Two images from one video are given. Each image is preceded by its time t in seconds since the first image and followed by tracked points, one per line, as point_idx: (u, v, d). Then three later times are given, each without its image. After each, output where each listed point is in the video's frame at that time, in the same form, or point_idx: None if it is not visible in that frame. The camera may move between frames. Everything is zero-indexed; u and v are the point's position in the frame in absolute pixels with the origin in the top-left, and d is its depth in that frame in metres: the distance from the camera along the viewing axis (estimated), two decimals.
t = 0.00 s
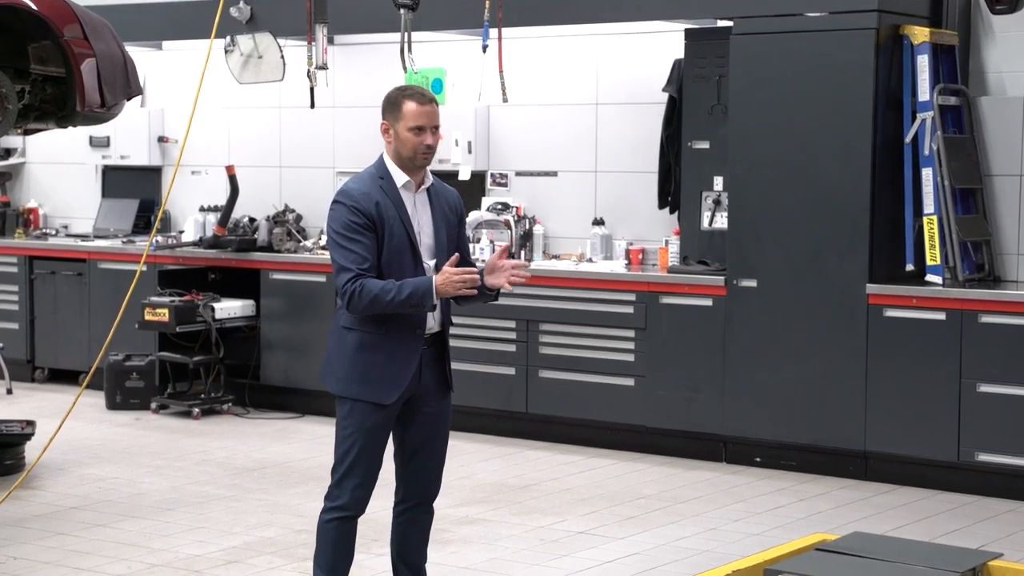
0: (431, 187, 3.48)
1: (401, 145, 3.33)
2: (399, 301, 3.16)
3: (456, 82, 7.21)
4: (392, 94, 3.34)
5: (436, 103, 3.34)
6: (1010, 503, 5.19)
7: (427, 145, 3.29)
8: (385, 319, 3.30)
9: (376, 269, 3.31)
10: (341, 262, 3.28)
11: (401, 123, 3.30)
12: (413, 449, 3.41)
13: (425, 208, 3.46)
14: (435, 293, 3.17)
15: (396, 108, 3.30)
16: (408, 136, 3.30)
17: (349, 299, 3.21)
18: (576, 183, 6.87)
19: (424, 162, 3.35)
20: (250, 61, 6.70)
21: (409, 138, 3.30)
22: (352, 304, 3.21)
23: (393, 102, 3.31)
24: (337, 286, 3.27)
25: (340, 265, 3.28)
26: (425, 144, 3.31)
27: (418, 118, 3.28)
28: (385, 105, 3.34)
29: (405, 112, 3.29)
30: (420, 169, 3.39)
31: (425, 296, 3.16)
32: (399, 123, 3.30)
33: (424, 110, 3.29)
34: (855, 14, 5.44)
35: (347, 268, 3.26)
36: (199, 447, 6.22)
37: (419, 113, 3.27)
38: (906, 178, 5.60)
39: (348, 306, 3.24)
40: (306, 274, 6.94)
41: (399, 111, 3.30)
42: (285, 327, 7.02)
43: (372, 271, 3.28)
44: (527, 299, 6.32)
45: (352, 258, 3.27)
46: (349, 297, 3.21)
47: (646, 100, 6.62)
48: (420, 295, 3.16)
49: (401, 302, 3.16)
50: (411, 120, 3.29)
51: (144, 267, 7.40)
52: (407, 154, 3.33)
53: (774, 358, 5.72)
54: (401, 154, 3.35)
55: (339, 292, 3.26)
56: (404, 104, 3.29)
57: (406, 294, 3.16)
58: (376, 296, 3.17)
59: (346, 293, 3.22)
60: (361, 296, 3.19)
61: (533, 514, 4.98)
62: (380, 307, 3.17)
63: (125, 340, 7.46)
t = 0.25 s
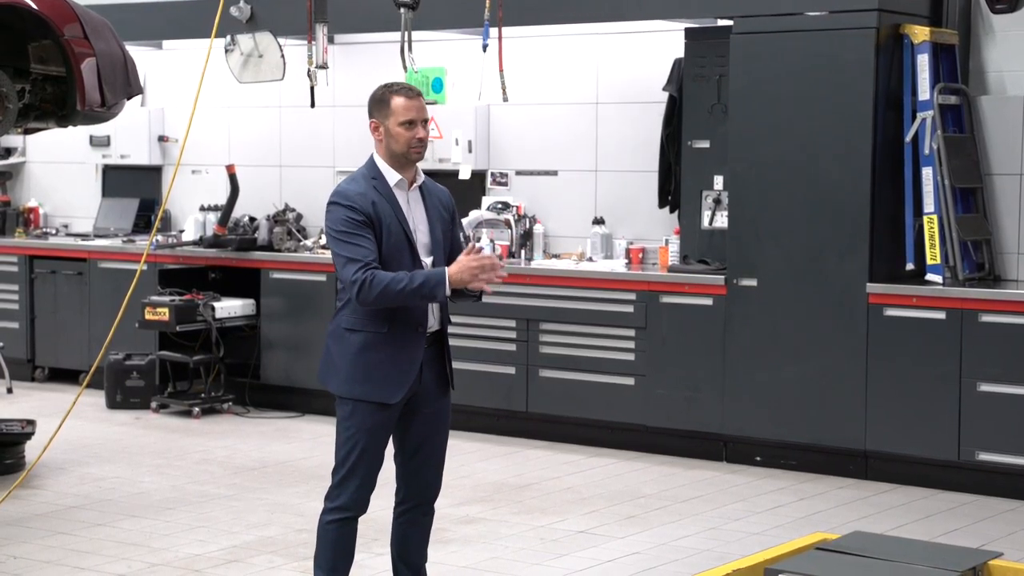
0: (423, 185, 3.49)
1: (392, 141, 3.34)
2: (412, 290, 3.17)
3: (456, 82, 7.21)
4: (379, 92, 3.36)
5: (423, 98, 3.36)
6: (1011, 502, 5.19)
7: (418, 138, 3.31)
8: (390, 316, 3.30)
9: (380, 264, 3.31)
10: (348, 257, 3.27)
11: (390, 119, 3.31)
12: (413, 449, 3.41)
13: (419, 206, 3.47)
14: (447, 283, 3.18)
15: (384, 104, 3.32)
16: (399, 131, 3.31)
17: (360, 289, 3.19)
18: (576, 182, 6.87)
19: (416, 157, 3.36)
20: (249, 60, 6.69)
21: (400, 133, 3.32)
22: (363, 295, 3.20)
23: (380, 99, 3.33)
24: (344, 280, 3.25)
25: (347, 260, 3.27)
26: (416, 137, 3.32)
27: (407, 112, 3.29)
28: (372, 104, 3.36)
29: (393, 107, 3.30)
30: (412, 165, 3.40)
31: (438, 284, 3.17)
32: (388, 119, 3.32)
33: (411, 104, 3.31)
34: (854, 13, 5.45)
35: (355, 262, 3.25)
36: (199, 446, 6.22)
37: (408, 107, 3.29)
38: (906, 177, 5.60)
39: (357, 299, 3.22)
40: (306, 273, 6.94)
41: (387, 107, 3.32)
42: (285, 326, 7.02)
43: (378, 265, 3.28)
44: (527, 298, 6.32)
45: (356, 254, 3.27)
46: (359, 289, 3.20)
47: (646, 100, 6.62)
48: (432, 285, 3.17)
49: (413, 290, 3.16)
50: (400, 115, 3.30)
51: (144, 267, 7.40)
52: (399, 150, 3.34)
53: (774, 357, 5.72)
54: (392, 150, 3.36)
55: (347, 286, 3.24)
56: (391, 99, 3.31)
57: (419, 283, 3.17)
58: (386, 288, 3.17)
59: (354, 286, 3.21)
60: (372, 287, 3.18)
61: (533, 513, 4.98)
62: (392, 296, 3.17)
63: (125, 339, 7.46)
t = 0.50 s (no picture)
0: (414, 183, 3.50)
1: (382, 140, 3.34)
2: (403, 281, 3.17)
3: (456, 81, 7.21)
4: (366, 92, 3.37)
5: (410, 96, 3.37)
6: (1011, 501, 5.20)
7: (408, 135, 3.31)
8: (385, 316, 3.31)
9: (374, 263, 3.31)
10: (341, 258, 3.27)
11: (378, 118, 3.32)
12: (412, 449, 3.41)
13: (412, 205, 3.48)
14: (437, 267, 3.19)
15: (371, 103, 3.32)
16: (388, 129, 3.32)
17: (353, 288, 3.20)
18: (576, 181, 6.87)
19: (406, 155, 3.36)
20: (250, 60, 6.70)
21: (389, 132, 3.32)
22: (356, 294, 3.20)
23: (367, 99, 3.34)
24: (338, 281, 3.26)
25: (339, 261, 3.27)
26: (406, 135, 3.33)
27: (395, 109, 3.30)
28: (360, 105, 3.37)
29: (381, 106, 3.31)
30: (402, 164, 3.41)
31: (429, 270, 3.18)
32: (377, 118, 3.32)
33: (399, 102, 3.32)
34: (855, 13, 5.45)
35: (348, 262, 3.26)
36: (200, 446, 6.22)
37: (395, 104, 3.30)
38: (906, 177, 5.61)
39: (351, 299, 3.22)
40: (306, 273, 6.94)
41: (375, 106, 3.32)
42: (285, 326, 7.02)
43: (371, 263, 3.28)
44: (527, 298, 6.33)
45: (349, 253, 3.27)
46: (352, 289, 3.20)
47: (647, 99, 6.63)
48: (424, 271, 3.18)
49: (405, 282, 3.17)
50: (388, 113, 3.30)
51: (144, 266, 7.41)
52: (388, 149, 3.34)
53: (774, 357, 5.72)
54: (382, 150, 3.36)
55: (341, 286, 3.25)
56: (379, 98, 3.32)
57: (409, 273, 3.17)
58: (378, 283, 3.18)
59: (348, 286, 3.21)
60: (364, 284, 3.19)
61: (534, 512, 4.99)
62: (385, 291, 3.17)
63: (126, 338, 7.47)
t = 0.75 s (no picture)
0: (409, 183, 3.51)
1: (375, 142, 3.33)
2: (388, 277, 3.17)
3: (456, 81, 7.22)
4: (362, 92, 3.36)
5: (406, 98, 3.34)
6: (1010, 501, 5.20)
7: (401, 139, 3.29)
8: (377, 316, 3.31)
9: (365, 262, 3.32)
10: (331, 260, 3.28)
11: (372, 120, 3.31)
12: (410, 449, 3.41)
13: (406, 204, 3.49)
14: (422, 257, 3.18)
15: (366, 105, 3.31)
16: (381, 132, 3.31)
17: (343, 291, 3.21)
18: (576, 181, 6.87)
19: (400, 157, 3.35)
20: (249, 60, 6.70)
21: (383, 134, 3.31)
22: (346, 296, 3.21)
23: (362, 100, 3.32)
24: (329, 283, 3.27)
25: (330, 263, 3.28)
26: (399, 138, 3.31)
27: (388, 113, 3.28)
28: (355, 105, 3.36)
29: (375, 108, 3.29)
30: (396, 165, 3.40)
31: (414, 262, 3.17)
32: (371, 120, 3.31)
33: (394, 105, 3.29)
34: (854, 13, 5.45)
35: (338, 264, 3.27)
36: (199, 446, 6.22)
37: (388, 108, 3.28)
38: (906, 177, 5.61)
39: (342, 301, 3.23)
40: (306, 272, 6.94)
41: (369, 108, 3.31)
42: (285, 326, 7.02)
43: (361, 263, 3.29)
44: (527, 297, 6.33)
45: (340, 255, 3.28)
46: (342, 291, 3.21)
47: (646, 99, 6.63)
48: (410, 262, 3.17)
49: (391, 278, 3.17)
50: (382, 116, 3.29)
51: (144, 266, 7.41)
52: (382, 151, 3.33)
53: (774, 356, 5.72)
54: (376, 151, 3.35)
55: (331, 289, 3.26)
56: (374, 99, 3.30)
57: (394, 268, 3.17)
58: (367, 282, 3.18)
59: (338, 288, 3.22)
60: (353, 286, 3.20)
61: (534, 512, 4.99)
62: (373, 290, 3.18)
63: (125, 338, 7.47)
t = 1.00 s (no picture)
0: (410, 182, 3.51)
1: (380, 141, 3.34)
2: (389, 278, 3.17)
3: (456, 81, 7.22)
4: (365, 92, 3.36)
5: (410, 98, 3.35)
6: (1010, 501, 5.20)
7: (407, 138, 3.30)
8: (378, 316, 3.31)
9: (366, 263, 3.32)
10: (332, 261, 3.29)
11: (377, 119, 3.31)
12: (410, 449, 3.42)
13: (408, 205, 3.49)
14: (422, 256, 3.19)
15: (371, 104, 3.31)
16: (387, 131, 3.31)
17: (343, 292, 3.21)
18: (575, 181, 6.88)
19: (405, 157, 3.36)
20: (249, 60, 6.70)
21: (389, 134, 3.31)
22: (347, 298, 3.21)
23: (367, 100, 3.32)
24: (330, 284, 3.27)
25: (331, 264, 3.29)
26: (404, 137, 3.31)
27: (394, 112, 3.29)
28: (360, 105, 3.35)
29: (381, 108, 3.30)
30: (399, 165, 3.40)
31: (414, 263, 3.18)
32: (376, 119, 3.31)
33: (399, 104, 3.30)
34: (854, 13, 5.46)
35: (339, 265, 3.27)
36: (199, 446, 6.22)
37: (394, 107, 3.28)
38: (906, 177, 5.61)
39: (343, 302, 3.24)
40: (306, 272, 6.94)
41: (375, 108, 3.31)
42: (285, 326, 7.02)
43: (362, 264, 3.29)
44: (527, 297, 6.33)
45: (340, 256, 3.28)
46: (343, 292, 3.21)
47: (646, 99, 6.63)
48: (410, 262, 3.17)
49: (392, 279, 3.17)
50: (388, 115, 3.30)
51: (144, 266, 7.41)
52: (388, 150, 3.34)
53: (774, 356, 5.72)
54: (381, 151, 3.35)
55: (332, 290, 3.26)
56: (379, 99, 3.30)
57: (395, 269, 3.17)
58: (368, 283, 3.18)
59: (340, 289, 3.23)
60: (353, 287, 3.20)
61: (533, 512, 4.99)
62: (373, 292, 3.18)
63: (125, 338, 7.47)
